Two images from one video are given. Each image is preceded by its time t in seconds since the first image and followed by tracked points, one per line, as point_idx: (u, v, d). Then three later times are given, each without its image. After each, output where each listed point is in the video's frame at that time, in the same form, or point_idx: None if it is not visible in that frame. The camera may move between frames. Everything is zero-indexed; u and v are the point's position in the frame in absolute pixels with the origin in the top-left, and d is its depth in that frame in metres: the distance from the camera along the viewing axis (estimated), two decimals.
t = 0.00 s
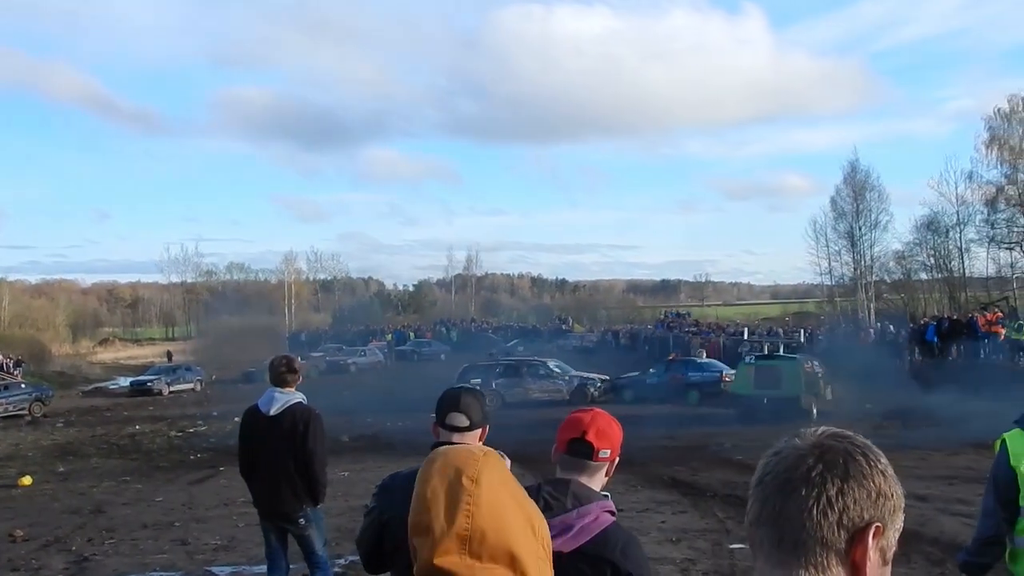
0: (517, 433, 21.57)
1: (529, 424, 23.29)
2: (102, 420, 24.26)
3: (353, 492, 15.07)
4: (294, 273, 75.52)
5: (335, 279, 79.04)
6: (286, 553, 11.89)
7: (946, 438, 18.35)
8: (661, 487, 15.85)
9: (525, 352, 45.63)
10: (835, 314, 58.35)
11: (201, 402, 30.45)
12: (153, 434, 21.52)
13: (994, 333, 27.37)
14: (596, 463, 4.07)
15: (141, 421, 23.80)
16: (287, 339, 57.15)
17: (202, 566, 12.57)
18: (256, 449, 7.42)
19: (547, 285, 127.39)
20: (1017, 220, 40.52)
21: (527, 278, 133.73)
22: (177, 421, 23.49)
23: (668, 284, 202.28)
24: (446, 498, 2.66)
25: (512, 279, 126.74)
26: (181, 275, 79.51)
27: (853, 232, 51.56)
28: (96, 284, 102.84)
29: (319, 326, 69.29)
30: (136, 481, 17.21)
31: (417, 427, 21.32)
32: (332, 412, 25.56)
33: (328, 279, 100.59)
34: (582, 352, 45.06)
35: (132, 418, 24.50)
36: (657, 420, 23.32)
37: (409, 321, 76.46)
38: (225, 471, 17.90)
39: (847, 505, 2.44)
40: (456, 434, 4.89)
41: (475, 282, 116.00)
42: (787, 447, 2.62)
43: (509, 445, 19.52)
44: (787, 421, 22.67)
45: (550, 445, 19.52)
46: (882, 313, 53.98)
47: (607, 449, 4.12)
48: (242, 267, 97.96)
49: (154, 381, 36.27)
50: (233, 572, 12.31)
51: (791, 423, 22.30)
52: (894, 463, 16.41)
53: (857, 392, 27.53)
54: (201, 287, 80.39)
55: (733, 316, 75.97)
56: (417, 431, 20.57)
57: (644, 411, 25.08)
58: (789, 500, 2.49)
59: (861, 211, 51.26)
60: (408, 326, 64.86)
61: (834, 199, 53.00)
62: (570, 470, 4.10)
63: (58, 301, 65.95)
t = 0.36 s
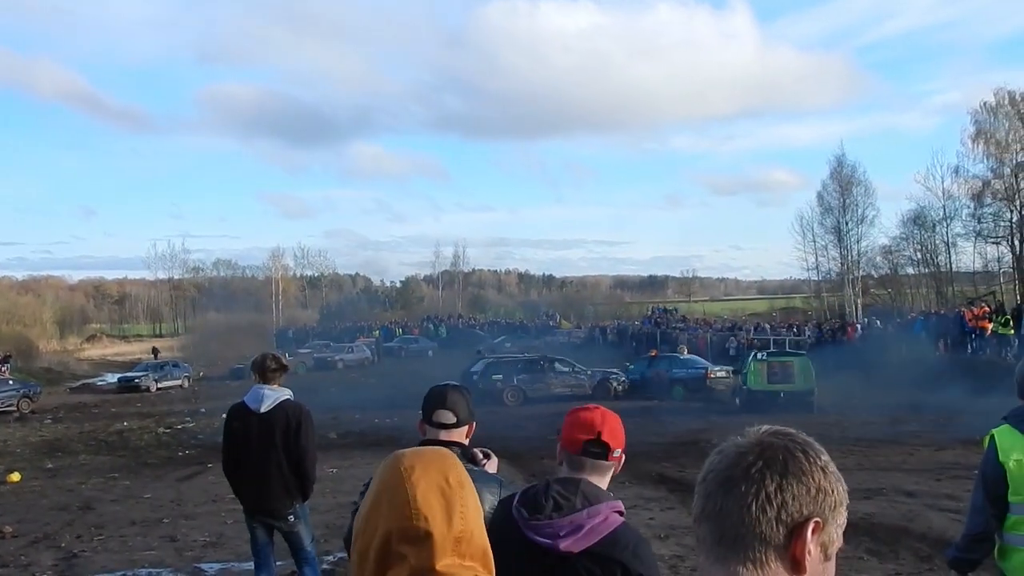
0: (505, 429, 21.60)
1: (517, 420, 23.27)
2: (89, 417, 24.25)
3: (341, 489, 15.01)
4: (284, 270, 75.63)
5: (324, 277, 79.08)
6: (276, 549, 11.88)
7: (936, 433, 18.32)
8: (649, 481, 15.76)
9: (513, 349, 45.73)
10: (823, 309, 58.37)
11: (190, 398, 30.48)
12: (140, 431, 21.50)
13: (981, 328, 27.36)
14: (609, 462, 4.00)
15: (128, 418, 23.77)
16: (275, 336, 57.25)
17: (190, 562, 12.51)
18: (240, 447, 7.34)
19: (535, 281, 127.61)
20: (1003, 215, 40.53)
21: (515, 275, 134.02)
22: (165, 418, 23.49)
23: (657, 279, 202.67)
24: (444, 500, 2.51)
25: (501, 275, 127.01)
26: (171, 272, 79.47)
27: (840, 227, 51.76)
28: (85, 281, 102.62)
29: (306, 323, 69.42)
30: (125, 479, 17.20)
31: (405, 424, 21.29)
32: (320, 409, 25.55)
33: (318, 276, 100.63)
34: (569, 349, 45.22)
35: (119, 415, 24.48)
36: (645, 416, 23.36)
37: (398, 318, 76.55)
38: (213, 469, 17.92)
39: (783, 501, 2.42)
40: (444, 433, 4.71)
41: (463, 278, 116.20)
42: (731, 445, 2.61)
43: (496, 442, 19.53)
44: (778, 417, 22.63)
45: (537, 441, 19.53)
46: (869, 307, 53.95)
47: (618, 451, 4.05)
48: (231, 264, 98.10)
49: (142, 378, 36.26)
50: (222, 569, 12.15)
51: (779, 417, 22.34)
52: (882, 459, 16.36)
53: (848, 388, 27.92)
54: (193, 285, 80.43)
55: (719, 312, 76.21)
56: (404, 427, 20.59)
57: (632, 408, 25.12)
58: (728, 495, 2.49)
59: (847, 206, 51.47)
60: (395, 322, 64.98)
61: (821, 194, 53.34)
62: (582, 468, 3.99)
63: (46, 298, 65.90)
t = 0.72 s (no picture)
0: (505, 429, 21.58)
1: (517, 420, 23.28)
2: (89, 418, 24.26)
3: (341, 490, 14.99)
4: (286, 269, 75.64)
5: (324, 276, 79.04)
6: (277, 550, 11.84)
7: (936, 432, 18.31)
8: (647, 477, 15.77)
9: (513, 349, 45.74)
10: (823, 307, 58.34)
11: (190, 398, 30.48)
12: (141, 432, 21.50)
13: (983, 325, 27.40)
14: (580, 459, 3.93)
15: (129, 418, 23.78)
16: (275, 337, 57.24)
17: (192, 563, 12.48)
18: (242, 447, 7.31)
19: (534, 280, 127.53)
20: (1004, 212, 40.44)
21: (514, 274, 133.98)
22: (165, 419, 23.50)
23: (655, 278, 202.75)
24: (428, 504, 2.52)
25: (500, 275, 126.90)
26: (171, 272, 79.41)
27: (840, 225, 51.80)
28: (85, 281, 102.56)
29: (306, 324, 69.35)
30: (125, 480, 17.19)
31: (406, 424, 21.28)
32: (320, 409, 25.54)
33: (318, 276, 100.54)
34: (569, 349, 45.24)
35: (120, 415, 24.52)
36: (646, 415, 23.35)
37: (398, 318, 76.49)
38: (213, 469, 17.92)
39: (719, 493, 2.42)
40: (441, 431, 4.70)
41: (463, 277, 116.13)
42: (671, 442, 2.60)
43: (496, 441, 19.52)
44: (779, 416, 22.61)
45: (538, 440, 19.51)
46: (870, 305, 53.88)
47: (586, 445, 3.98)
48: (231, 264, 98.08)
49: (143, 378, 36.29)
50: (223, 570, 12.13)
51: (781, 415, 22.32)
52: (883, 457, 16.35)
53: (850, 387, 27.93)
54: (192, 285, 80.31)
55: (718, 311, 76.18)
56: (404, 427, 20.58)
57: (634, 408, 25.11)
58: (668, 490, 2.49)
59: (848, 204, 51.54)
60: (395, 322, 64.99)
61: (821, 192, 53.41)
62: (553, 468, 3.90)
63: (46, 299, 65.93)
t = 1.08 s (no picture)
0: (502, 428, 21.60)
1: (515, 419, 23.28)
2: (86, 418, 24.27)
3: (339, 489, 14.99)
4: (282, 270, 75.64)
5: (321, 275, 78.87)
6: (275, 549, 11.85)
7: (932, 429, 18.34)
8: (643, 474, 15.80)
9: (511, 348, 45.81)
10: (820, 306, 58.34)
11: (186, 398, 30.48)
12: (138, 432, 21.51)
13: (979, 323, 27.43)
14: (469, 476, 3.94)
15: (125, 419, 23.77)
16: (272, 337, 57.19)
17: (189, 563, 12.46)
18: (239, 447, 7.30)
19: (531, 279, 127.41)
20: (1000, 211, 40.29)
21: (511, 273, 133.92)
22: (162, 419, 23.51)
23: (652, 277, 202.75)
24: (436, 500, 2.75)
25: (497, 274, 126.78)
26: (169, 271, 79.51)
27: (838, 223, 51.80)
28: (83, 283, 102.46)
29: (302, 323, 69.26)
30: (122, 481, 17.21)
31: (403, 423, 21.27)
32: (317, 408, 25.56)
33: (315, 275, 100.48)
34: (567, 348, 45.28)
35: (117, 416, 24.51)
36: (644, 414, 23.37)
37: (394, 318, 76.48)
38: (209, 470, 17.92)
39: (700, 494, 2.44)
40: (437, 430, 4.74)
41: (460, 277, 116.04)
42: (626, 442, 2.51)
43: (493, 440, 19.54)
44: (776, 414, 22.63)
45: (535, 438, 19.55)
46: (867, 304, 53.84)
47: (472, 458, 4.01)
48: (228, 264, 97.96)
49: (139, 379, 36.27)
50: (220, 570, 12.12)
51: (779, 413, 22.35)
52: (879, 455, 16.37)
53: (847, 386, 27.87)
54: (189, 285, 80.23)
55: (717, 309, 76.17)
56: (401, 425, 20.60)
57: (631, 406, 25.15)
58: (643, 495, 2.42)
59: (844, 203, 51.59)
60: (391, 322, 64.92)
61: (819, 191, 53.42)
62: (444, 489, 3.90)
63: (43, 299, 65.84)
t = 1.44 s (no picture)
0: (487, 425, 21.61)
1: (499, 416, 23.29)
2: (66, 418, 24.09)
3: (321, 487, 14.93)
4: (266, 268, 75.34)
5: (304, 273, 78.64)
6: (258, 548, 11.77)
7: (914, 424, 18.45)
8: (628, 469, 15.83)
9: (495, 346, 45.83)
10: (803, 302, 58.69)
11: (168, 397, 30.31)
12: (118, 431, 21.36)
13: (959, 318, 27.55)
14: (313, 466, 3.86)
15: (106, 418, 23.64)
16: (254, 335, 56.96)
17: (170, 563, 12.36)
18: (219, 447, 7.26)
19: (516, 276, 127.51)
20: (979, 207, 40.50)
21: (496, 270, 133.93)
22: (144, 418, 23.38)
23: (637, 274, 203.28)
24: (493, 486, 2.79)
25: (482, 272, 126.78)
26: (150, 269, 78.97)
27: (820, 220, 52.13)
28: (64, 282, 101.71)
29: (286, 321, 69.07)
30: (102, 481, 17.08)
31: (386, 421, 21.23)
32: (300, 407, 25.47)
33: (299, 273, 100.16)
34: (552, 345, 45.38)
35: (98, 416, 24.35)
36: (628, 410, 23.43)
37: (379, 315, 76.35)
38: (191, 469, 17.82)
39: (696, 496, 2.35)
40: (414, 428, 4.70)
41: (444, 274, 115.97)
42: (617, 447, 2.39)
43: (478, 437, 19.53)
44: (759, 410, 22.72)
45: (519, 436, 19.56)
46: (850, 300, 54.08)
47: (315, 454, 3.95)
48: (211, 262, 97.61)
49: (120, 378, 36.05)
50: (201, 570, 12.03)
51: (762, 410, 22.46)
52: (862, 450, 16.46)
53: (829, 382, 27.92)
54: (170, 283, 79.71)
55: (701, 306, 76.44)
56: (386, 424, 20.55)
57: (615, 403, 25.20)
58: (640, 499, 2.32)
59: (827, 200, 51.96)
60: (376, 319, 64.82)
61: (801, 188, 53.76)
62: (290, 484, 3.83)
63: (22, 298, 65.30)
